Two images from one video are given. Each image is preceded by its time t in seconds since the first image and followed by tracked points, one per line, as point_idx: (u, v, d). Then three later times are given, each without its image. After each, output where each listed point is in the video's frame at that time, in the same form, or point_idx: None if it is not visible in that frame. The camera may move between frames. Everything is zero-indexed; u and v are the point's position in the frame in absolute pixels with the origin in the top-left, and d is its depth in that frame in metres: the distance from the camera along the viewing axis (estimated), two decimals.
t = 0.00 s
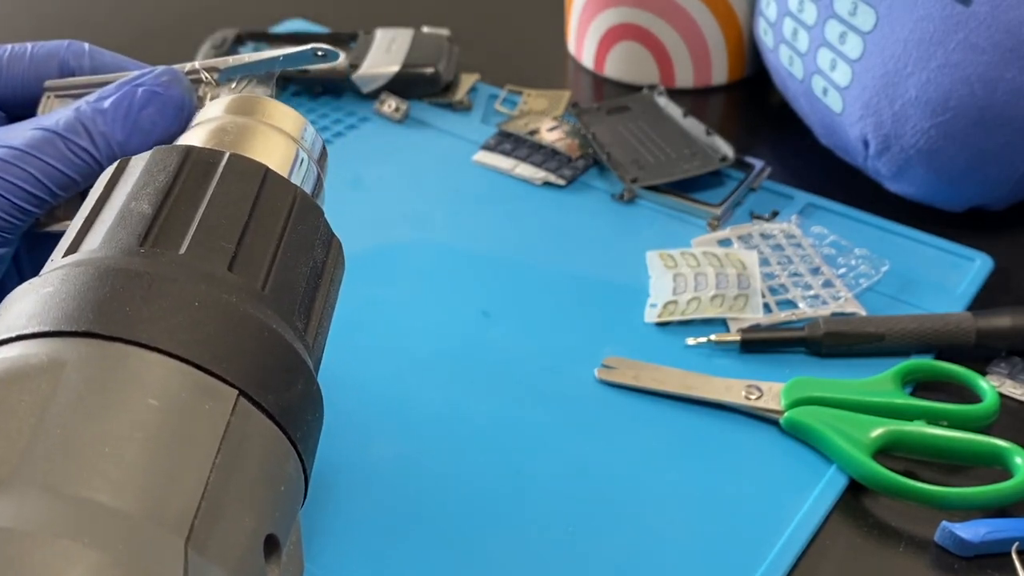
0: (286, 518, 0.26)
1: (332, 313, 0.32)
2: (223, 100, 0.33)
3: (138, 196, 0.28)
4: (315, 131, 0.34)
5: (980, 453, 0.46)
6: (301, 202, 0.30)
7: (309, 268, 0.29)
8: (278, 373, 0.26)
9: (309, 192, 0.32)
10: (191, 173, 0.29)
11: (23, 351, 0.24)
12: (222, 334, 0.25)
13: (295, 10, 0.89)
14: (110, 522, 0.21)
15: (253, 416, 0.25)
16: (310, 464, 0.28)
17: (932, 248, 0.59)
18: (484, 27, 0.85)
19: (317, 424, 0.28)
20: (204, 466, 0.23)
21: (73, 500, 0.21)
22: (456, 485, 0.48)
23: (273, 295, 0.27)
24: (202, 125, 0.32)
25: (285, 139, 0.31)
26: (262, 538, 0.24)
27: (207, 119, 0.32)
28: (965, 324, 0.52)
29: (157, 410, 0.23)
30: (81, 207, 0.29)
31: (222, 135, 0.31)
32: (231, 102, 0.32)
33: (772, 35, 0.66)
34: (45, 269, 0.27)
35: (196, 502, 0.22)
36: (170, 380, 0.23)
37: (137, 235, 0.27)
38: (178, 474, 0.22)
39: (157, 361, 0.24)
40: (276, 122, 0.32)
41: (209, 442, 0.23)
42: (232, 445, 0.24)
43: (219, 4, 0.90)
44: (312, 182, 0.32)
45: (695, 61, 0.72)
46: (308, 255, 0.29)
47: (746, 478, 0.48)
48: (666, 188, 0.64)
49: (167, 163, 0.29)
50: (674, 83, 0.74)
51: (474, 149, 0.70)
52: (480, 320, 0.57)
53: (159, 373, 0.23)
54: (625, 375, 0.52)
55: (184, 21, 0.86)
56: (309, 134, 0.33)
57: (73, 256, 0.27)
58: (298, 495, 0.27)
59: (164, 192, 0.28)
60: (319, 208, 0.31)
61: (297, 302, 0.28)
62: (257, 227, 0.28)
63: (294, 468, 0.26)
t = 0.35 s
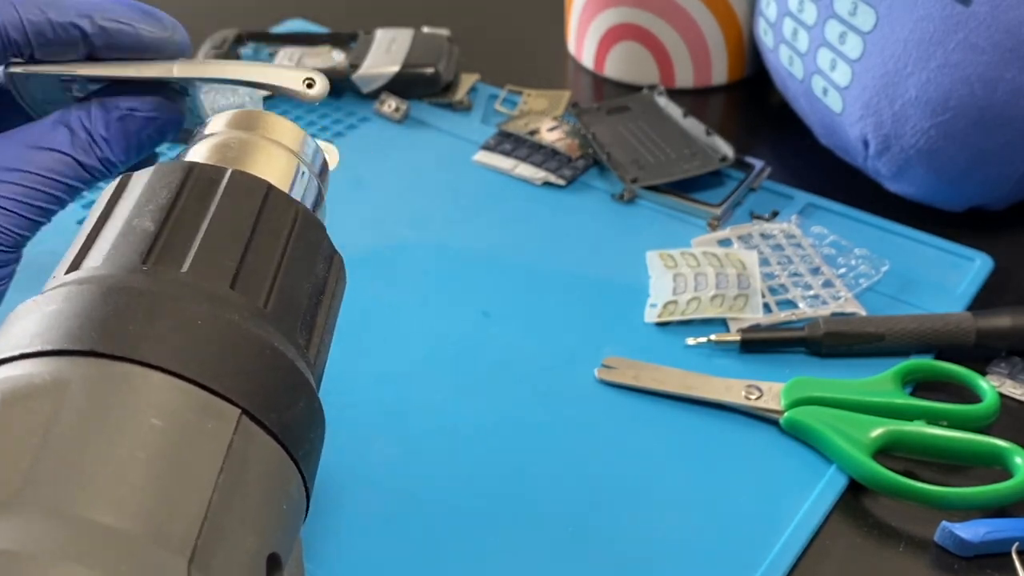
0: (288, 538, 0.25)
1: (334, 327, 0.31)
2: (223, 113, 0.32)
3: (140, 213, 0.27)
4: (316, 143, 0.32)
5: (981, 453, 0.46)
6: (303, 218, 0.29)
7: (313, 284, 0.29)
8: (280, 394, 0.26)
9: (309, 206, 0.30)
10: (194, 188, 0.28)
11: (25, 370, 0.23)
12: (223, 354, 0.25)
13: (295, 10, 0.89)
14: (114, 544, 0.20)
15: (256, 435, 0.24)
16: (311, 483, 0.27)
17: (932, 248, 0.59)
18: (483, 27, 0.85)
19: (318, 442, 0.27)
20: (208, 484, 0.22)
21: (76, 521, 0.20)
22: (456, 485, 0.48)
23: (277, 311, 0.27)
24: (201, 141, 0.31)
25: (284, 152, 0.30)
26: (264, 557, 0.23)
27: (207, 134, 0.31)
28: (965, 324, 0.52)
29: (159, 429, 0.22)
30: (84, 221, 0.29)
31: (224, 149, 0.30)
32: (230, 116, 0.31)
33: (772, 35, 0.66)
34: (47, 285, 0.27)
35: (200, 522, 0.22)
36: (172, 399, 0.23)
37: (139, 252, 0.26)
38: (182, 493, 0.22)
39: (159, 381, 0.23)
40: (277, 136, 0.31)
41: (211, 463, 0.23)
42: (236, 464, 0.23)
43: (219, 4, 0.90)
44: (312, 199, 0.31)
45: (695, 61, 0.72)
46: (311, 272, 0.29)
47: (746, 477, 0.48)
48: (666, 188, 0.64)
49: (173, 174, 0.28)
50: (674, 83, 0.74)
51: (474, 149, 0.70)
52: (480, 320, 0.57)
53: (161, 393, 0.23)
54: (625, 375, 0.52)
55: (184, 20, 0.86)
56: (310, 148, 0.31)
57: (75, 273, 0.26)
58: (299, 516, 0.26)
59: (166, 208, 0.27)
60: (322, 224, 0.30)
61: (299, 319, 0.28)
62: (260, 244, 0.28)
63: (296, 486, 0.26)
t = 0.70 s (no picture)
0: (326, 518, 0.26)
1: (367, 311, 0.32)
2: (255, 99, 0.33)
3: (180, 195, 0.28)
4: (346, 128, 0.34)
5: (981, 453, 0.46)
6: (339, 204, 0.30)
7: (348, 269, 0.30)
8: (320, 376, 0.27)
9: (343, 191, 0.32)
10: (231, 173, 0.29)
11: (73, 347, 0.24)
12: (267, 334, 0.26)
13: (295, 9, 0.89)
14: (156, 520, 0.21)
15: (296, 415, 0.25)
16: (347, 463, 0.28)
17: (932, 248, 0.59)
18: (483, 27, 0.85)
19: (354, 425, 0.28)
20: (251, 463, 0.23)
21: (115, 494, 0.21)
22: (455, 485, 0.48)
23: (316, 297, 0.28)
24: (236, 124, 0.32)
25: (317, 137, 0.32)
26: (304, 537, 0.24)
27: (241, 118, 0.32)
28: (965, 324, 0.52)
29: (203, 408, 0.23)
30: (122, 203, 0.30)
31: (258, 133, 0.31)
32: (264, 101, 0.32)
33: (772, 35, 0.66)
34: (87, 264, 0.27)
35: (245, 498, 0.23)
36: (214, 378, 0.24)
37: (181, 233, 0.27)
38: (227, 470, 0.23)
39: (204, 360, 0.24)
40: (309, 121, 0.32)
41: (254, 443, 0.24)
42: (277, 444, 0.24)
43: (219, 4, 0.90)
44: (343, 181, 0.32)
45: (695, 61, 0.72)
46: (347, 257, 0.30)
47: (747, 477, 0.48)
48: (666, 188, 0.64)
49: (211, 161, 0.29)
50: (674, 83, 0.74)
51: (474, 149, 0.70)
52: (480, 320, 0.57)
53: (205, 371, 0.24)
54: (625, 375, 0.52)
55: (183, 20, 0.86)
56: (340, 132, 0.33)
57: (116, 253, 0.27)
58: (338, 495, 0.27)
59: (206, 191, 0.28)
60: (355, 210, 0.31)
61: (337, 302, 0.29)
62: (297, 228, 0.29)
63: (333, 466, 0.26)
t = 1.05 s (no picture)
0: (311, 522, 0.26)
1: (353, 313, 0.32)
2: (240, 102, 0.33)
3: (165, 196, 0.28)
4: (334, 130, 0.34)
5: (981, 453, 0.46)
6: (324, 204, 0.30)
7: (332, 270, 0.30)
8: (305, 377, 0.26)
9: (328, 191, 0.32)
10: (216, 173, 0.29)
11: (55, 348, 0.24)
12: (252, 335, 0.25)
13: (294, 9, 0.89)
14: (137, 520, 0.21)
15: (281, 417, 0.25)
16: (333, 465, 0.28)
17: (931, 248, 0.59)
18: (484, 27, 0.85)
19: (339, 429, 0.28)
20: (235, 465, 0.23)
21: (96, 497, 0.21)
22: (456, 486, 0.48)
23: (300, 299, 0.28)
24: (220, 126, 0.32)
25: (304, 138, 0.31)
26: (288, 539, 0.24)
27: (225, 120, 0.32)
28: (965, 324, 0.52)
29: (187, 409, 0.23)
30: (106, 206, 0.30)
31: (242, 134, 0.31)
32: (248, 102, 0.32)
33: (772, 35, 0.66)
34: (71, 266, 0.27)
35: (226, 502, 0.22)
36: (199, 379, 0.24)
37: (166, 234, 0.27)
38: (209, 474, 0.23)
39: (188, 360, 0.24)
40: (295, 121, 0.32)
41: (237, 446, 0.23)
42: (262, 447, 0.24)
43: (218, 4, 0.90)
44: (329, 183, 0.32)
45: (695, 61, 0.72)
46: (332, 258, 0.30)
47: (747, 478, 0.48)
48: (666, 188, 0.64)
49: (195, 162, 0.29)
50: (674, 83, 0.74)
51: (474, 149, 0.70)
52: (480, 320, 0.57)
53: (189, 372, 0.24)
54: (625, 375, 0.52)
55: (184, 20, 0.86)
56: (327, 134, 0.33)
57: (100, 254, 0.27)
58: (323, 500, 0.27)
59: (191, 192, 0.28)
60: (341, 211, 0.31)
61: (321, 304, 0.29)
62: (282, 229, 0.29)
63: (317, 468, 0.26)
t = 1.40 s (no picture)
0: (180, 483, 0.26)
1: (231, 259, 0.32)
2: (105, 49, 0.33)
3: (11, 157, 0.28)
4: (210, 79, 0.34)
5: (979, 452, 0.46)
6: (186, 148, 0.30)
7: (201, 219, 0.30)
8: (164, 333, 0.26)
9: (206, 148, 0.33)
10: (67, 131, 0.28)
11: None
12: (100, 298, 0.25)
13: (295, 11, 0.89)
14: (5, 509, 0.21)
15: (133, 377, 0.25)
16: (206, 425, 0.28)
17: (930, 248, 0.60)
18: (484, 29, 0.85)
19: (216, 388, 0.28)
20: (79, 433, 0.23)
21: None
22: (455, 483, 0.49)
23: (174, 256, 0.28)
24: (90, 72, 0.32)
25: (179, 87, 0.32)
26: (148, 506, 0.24)
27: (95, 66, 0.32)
28: (963, 324, 0.52)
29: (24, 377, 0.23)
30: None
31: (106, 85, 0.31)
32: (116, 48, 0.33)
33: (771, 36, 0.66)
34: None
35: (70, 480, 0.22)
36: (53, 349, 0.23)
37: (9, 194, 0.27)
38: (48, 453, 0.22)
39: (46, 333, 0.24)
40: (169, 69, 0.32)
41: (87, 408, 0.23)
42: (112, 414, 0.24)
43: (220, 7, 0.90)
44: (206, 135, 0.33)
45: (695, 63, 0.72)
46: (199, 207, 0.30)
47: (746, 476, 0.48)
48: (666, 188, 0.65)
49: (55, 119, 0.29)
50: (673, 85, 0.74)
51: (475, 149, 0.71)
52: (480, 319, 0.57)
53: (40, 341, 0.23)
54: (625, 374, 0.53)
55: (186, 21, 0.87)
56: (206, 84, 0.34)
57: None
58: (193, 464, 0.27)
59: (38, 153, 0.28)
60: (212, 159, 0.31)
61: (182, 253, 0.28)
62: (137, 185, 0.28)
63: (182, 427, 0.26)
